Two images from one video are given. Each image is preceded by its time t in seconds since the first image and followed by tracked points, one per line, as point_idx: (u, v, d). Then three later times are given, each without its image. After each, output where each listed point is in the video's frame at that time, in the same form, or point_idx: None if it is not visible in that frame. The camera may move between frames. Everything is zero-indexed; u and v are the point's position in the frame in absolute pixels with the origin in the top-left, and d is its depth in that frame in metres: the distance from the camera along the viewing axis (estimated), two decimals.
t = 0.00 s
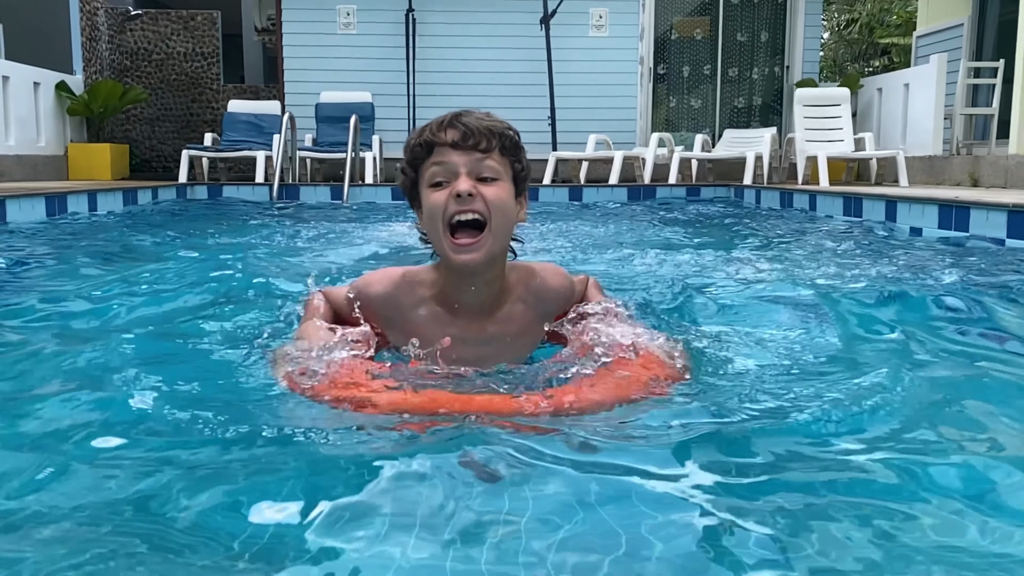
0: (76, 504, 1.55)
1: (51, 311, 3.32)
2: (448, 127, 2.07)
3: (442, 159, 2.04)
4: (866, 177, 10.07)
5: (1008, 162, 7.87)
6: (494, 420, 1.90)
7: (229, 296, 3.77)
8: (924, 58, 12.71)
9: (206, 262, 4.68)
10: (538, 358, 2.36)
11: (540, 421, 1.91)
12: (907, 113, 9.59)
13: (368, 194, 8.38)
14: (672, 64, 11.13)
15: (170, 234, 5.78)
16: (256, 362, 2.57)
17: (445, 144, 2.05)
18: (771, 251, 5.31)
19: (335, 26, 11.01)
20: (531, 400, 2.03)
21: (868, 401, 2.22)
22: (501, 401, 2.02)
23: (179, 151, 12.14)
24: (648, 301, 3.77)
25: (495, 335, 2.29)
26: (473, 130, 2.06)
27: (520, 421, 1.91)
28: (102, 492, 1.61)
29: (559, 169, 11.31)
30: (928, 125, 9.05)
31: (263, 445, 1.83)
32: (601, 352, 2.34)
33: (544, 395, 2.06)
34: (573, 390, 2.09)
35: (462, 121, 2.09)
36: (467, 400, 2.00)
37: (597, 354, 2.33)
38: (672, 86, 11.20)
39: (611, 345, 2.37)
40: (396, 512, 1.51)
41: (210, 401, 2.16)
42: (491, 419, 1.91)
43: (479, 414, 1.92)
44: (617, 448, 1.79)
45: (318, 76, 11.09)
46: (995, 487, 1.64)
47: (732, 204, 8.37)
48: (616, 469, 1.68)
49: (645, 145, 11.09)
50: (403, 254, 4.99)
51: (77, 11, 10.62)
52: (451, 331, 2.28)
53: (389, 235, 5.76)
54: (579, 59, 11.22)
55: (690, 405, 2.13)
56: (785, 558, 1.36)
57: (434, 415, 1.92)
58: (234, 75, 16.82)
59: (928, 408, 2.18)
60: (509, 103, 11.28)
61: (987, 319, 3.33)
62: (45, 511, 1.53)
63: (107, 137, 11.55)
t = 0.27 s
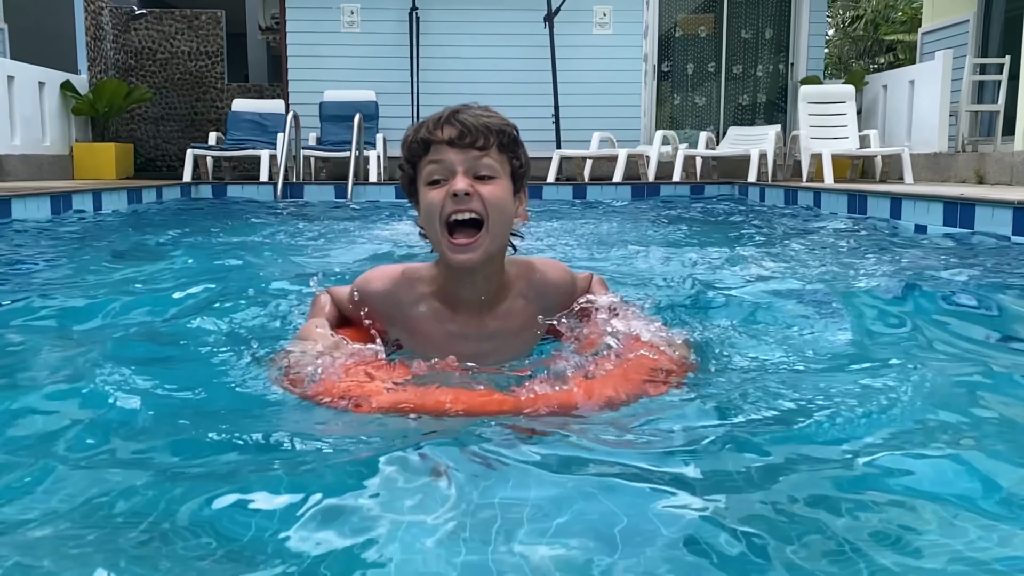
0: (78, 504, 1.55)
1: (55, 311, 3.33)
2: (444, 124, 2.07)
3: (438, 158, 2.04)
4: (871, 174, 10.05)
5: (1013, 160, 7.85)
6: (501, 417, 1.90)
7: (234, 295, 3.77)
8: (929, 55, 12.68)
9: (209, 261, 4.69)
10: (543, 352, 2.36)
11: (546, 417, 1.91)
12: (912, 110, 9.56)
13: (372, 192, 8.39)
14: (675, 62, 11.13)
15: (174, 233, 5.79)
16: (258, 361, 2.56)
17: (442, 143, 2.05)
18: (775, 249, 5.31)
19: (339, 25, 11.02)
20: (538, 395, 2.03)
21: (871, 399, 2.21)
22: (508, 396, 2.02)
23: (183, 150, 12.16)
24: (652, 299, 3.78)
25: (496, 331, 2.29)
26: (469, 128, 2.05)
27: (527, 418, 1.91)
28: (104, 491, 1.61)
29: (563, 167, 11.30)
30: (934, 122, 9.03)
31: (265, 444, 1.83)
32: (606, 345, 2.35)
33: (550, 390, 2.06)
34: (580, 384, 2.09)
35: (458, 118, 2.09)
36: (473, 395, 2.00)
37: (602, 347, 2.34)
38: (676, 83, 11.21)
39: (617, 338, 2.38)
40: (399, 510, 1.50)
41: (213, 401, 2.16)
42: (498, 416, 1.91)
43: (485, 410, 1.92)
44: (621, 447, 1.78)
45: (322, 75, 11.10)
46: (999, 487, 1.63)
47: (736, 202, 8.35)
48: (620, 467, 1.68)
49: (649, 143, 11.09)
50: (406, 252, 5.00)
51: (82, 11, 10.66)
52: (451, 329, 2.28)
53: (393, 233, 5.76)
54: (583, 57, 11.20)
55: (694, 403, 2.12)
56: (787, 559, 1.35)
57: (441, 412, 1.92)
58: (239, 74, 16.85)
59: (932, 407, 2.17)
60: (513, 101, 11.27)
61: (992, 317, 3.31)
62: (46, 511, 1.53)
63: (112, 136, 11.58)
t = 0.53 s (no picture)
0: (78, 504, 1.55)
1: (58, 309, 3.33)
2: (440, 119, 2.06)
3: (435, 153, 2.04)
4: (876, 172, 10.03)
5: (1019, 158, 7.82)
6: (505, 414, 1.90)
7: (237, 293, 3.78)
8: (934, 52, 12.64)
9: (212, 260, 4.69)
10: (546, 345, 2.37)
11: (550, 413, 1.91)
12: (917, 107, 9.54)
13: (376, 190, 8.40)
14: (680, 59, 11.05)
15: (178, 232, 5.80)
16: (260, 360, 2.56)
17: (438, 138, 2.04)
18: (779, 247, 5.30)
19: (343, 23, 11.03)
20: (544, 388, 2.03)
21: (874, 398, 2.20)
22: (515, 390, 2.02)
23: (187, 149, 12.18)
24: (655, 297, 3.78)
25: (498, 325, 2.31)
26: (466, 122, 2.04)
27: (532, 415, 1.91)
28: (106, 490, 1.61)
29: (567, 164, 11.29)
30: (938, 120, 9.00)
31: (265, 443, 1.83)
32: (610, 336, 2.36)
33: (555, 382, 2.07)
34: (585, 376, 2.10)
35: (456, 112, 2.08)
36: (477, 390, 2.00)
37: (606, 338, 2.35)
38: (680, 81, 11.13)
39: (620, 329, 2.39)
40: (401, 510, 1.50)
41: (214, 400, 2.16)
42: (502, 413, 1.91)
43: (490, 405, 1.92)
44: (624, 448, 1.78)
45: (326, 73, 11.10)
46: (1003, 487, 1.62)
47: (740, 200, 8.34)
48: (624, 467, 1.67)
49: (653, 140, 11.08)
50: (410, 251, 5.00)
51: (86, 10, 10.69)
52: (452, 324, 2.29)
53: (397, 232, 5.77)
54: (587, 55, 11.20)
55: (697, 401, 2.11)
56: (788, 561, 1.34)
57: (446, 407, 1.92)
58: (243, 72, 16.87)
59: (935, 406, 2.16)
60: (516, 99, 11.26)
61: (997, 315, 3.30)
62: (46, 510, 1.53)
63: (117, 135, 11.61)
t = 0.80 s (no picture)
0: (78, 505, 1.55)
1: (62, 308, 3.34)
2: (437, 114, 2.05)
3: (432, 148, 2.04)
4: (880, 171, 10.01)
5: None
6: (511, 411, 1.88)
7: (240, 292, 3.77)
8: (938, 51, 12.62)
9: (216, 259, 4.70)
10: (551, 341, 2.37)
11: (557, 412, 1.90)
12: (921, 106, 9.51)
13: (379, 190, 8.40)
14: (683, 59, 11.07)
15: (182, 231, 5.79)
16: (263, 358, 2.56)
17: (435, 133, 2.04)
18: (782, 246, 5.28)
19: (346, 23, 11.04)
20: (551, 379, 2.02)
21: (880, 399, 2.19)
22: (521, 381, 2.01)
23: (191, 148, 12.18)
24: (658, 296, 3.76)
25: (498, 318, 2.33)
26: (463, 117, 2.04)
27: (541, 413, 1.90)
28: (105, 492, 1.60)
29: (571, 163, 11.29)
30: (943, 118, 8.98)
31: (267, 445, 1.82)
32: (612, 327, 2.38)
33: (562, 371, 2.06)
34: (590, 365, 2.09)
35: (452, 108, 2.07)
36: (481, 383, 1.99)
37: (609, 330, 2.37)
38: (683, 80, 11.15)
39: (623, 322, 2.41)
40: (404, 511, 1.50)
41: (216, 399, 2.16)
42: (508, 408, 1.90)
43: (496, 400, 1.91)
44: (630, 450, 1.77)
45: (329, 73, 11.11)
46: (1011, 488, 1.61)
47: (743, 199, 8.33)
48: (630, 469, 1.67)
49: (656, 139, 11.07)
50: (413, 250, 5.00)
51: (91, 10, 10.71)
52: (454, 319, 2.30)
53: (400, 231, 5.76)
54: (590, 54, 11.19)
55: (702, 400, 2.11)
56: (795, 562, 1.33)
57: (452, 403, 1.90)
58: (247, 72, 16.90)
59: (941, 405, 2.15)
60: (519, 97, 11.25)
61: (1000, 314, 3.29)
62: (47, 511, 1.52)
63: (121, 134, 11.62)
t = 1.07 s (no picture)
0: (78, 503, 1.55)
1: (63, 307, 3.34)
2: (434, 109, 2.04)
3: (429, 144, 2.03)
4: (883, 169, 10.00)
5: None
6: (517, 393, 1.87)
7: (242, 291, 3.77)
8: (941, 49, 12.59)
9: (217, 258, 4.70)
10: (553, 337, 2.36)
11: (560, 408, 1.89)
12: (924, 104, 9.50)
13: (381, 188, 8.40)
14: (686, 57, 11.05)
15: (184, 231, 5.80)
16: (264, 358, 2.55)
17: (432, 129, 2.03)
18: (785, 244, 5.28)
19: (348, 22, 11.04)
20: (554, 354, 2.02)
21: (883, 398, 2.18)
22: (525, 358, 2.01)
23: (194, 147, 12.18)
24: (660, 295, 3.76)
25: (499, 312, 2.34)
26: (460, 113, 2.03)
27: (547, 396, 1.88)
28: (103, 491, 1.60)
29: (572, 161, 11.27)
30: (946, 116, 8.96)
31: (267, 445, 1.82)
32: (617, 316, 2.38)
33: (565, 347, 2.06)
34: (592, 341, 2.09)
35: (449, 103, 2.06)
36: (484, 364, 1.98)
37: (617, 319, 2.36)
38: (686, 79, 11.12)
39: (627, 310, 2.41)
40: (404, 510, 1.49)
41: (217, 398, 2.15)
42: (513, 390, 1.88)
43: (499, 383, 1.90)
44: (631, 453, 1.76)
45: (331, 72, 11.10)
46: (1012, 488, 1.60)
47: (746, 197, 8.32)
48: (632, 472, 1.66)
49: (659, 138, 11.07)
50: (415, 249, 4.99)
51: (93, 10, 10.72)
52: (455, 315, 2.30)
53: (401, 230, 5.76)
54: (592, 53, 11.19)
55: (704, 400, 2.10)
56: (794, 561, 1.33)
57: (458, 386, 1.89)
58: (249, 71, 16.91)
59: (943, 404, 2.14)
60: (521, 96, 11.23)
61: (1002, 312, 3.28)
62: (47, 509, 1.53)
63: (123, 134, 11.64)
